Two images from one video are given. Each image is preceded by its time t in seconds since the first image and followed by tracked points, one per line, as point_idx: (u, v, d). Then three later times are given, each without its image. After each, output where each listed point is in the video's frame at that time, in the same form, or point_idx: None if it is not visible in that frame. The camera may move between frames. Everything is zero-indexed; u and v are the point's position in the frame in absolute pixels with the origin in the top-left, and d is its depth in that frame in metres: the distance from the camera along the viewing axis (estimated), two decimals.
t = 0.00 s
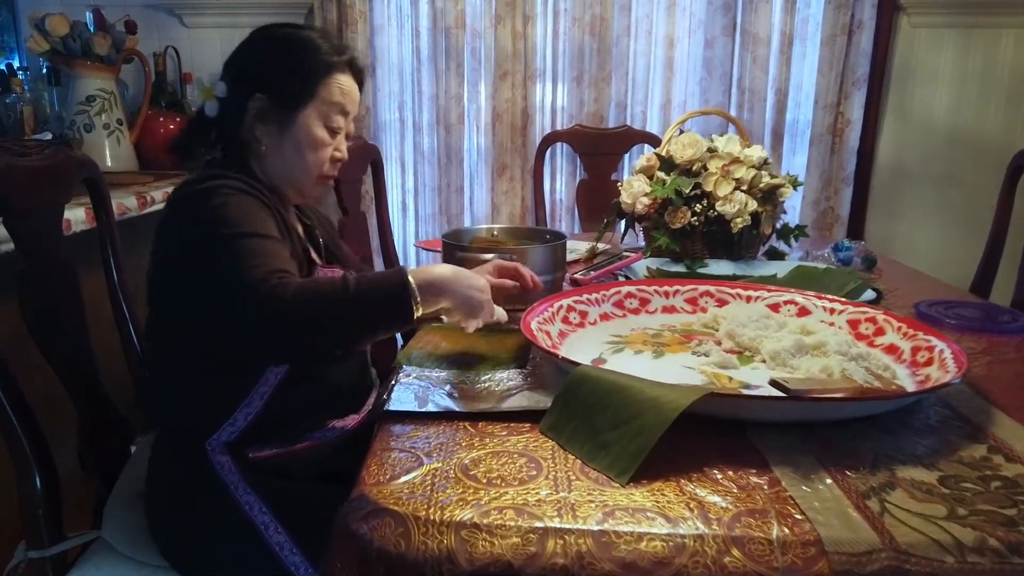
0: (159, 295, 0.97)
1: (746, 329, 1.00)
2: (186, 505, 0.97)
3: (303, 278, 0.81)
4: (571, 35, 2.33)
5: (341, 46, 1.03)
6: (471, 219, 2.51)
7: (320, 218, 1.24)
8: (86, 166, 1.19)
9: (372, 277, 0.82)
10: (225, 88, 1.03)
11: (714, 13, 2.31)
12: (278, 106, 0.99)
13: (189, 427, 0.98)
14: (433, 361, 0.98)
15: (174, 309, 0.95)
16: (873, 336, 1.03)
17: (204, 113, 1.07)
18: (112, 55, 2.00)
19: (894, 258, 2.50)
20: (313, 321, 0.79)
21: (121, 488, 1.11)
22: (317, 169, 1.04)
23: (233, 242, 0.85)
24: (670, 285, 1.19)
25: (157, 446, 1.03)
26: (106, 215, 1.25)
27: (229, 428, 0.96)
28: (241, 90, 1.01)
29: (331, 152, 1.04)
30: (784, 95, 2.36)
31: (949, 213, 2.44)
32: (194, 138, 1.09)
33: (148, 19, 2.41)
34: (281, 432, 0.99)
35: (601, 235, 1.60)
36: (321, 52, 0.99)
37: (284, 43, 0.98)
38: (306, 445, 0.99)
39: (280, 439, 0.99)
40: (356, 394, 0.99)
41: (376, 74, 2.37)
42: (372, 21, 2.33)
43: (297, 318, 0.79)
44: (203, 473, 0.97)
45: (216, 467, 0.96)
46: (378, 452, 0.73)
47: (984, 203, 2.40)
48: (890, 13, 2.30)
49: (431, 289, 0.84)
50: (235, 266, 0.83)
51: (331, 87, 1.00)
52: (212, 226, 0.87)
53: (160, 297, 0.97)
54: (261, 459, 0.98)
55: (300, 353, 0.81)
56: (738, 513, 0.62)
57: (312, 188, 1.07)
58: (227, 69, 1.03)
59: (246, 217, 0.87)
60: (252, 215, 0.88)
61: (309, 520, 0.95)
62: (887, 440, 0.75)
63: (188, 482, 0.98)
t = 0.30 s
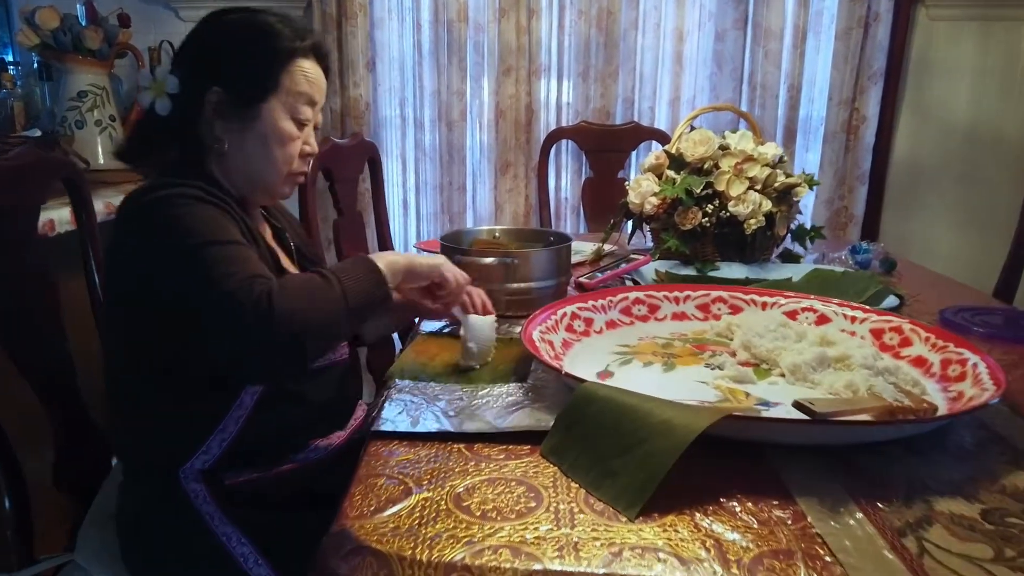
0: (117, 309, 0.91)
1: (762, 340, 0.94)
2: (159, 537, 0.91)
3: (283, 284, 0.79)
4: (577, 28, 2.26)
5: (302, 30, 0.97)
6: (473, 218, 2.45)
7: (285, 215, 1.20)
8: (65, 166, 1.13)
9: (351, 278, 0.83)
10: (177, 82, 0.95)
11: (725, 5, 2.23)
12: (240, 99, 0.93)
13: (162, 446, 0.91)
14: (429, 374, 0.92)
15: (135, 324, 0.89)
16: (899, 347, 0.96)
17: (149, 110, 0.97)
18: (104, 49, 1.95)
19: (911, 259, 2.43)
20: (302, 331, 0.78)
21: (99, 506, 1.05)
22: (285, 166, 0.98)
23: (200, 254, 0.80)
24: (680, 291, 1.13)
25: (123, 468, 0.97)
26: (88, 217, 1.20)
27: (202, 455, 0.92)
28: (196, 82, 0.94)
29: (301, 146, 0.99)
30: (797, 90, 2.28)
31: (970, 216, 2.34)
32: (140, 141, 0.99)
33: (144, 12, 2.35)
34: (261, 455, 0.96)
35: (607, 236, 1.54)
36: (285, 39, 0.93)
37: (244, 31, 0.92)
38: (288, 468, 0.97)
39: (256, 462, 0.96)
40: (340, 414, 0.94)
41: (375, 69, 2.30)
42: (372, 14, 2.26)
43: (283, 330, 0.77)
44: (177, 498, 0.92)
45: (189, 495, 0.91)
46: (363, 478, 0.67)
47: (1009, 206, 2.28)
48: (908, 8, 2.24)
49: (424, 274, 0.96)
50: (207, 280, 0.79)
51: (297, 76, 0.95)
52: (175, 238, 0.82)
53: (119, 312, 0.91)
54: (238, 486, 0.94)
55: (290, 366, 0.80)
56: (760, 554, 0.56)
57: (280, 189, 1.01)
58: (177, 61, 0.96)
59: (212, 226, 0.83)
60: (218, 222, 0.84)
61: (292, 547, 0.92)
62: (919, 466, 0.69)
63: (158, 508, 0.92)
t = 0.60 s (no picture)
0: (89, 320, 0.88)
1: (780, 350, 0.89)
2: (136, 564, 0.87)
3: (257, 307, 0.78)
4: (584, 22, 2.20)
5: (282, 21, 0.92)
6: (478, 216, 2.40)
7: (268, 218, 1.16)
8: (49, 169, 1.09)
9: (324, 302, 0.82)
10: (149, 79, 0.90)
11: None
12: (217, 97, 0.88)
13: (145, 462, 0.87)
14: (426, 387, 0.87)
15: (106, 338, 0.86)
16: (926, 358, 0.91)
17: (123, 109, 0.93)
18: (98, 44, 1.90)
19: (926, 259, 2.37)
20: (276, 357, 0.77)
21: (83, 522, 1.01)
22: (268, 166, 0.94)
23: (170, 274, 0.77)
24: (692, 296, 1.07)
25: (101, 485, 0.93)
26: (74, 218, 1.16)
27: (181, 476, 0.89)
28: (170, 79, 0.89)
29: (283, 144, 0.94)
30: (811, 85, 2.22)
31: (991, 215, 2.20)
32: (114, 141, 0.95)
33: (141, 7, 2.30)
34: (244, 472, 0.95)
35: (615, 237, 1.48)
36: (264, 32, 0.88)
37: (219, 23, 0.87)
38: (272, 485, 0.97)
39: (235, 480, 0.95)
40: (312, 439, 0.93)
41: (376, 64, 2.25)
42: (374, 8, 2.21)
43: (255, 358, 0.75)
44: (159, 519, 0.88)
45: (168, 518, 0.89)
46: (353, 505, 0.62)
47: None
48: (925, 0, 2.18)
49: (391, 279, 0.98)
50: (177, 301, 0.77)
51: (278, 71, 0.90)
52: (143, 253, 0.79)
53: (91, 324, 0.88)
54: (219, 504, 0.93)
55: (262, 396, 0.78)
56: None
57: (263, 190, 0.96)
58: (149, 56, 0.91)
59: (182, 243, 0.80)
60: (188, 239, 0.81)
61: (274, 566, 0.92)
62: (955, 492, 0.64)
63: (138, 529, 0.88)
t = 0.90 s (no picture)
0: (88, 319, 0.85)
1: (813, 358, 0.84)
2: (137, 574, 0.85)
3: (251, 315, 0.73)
4: (597, 16, 2.16)
5: (278, 7, 0.88)
6: (488, 215, 2.35)
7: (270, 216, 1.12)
8: (48, 165, 1.05)
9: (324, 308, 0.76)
10: (144, 72, 0.86)
11: None
12: (212, 86, 0.84)
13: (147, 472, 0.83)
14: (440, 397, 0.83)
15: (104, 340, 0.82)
16: (965, 366, 0.86)
17: (117, 105, 0.89)
18: (103, 39, 1.86)
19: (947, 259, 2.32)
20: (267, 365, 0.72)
21: (82, 533, 0.97)
22: (268, 158, 0.90)
23: (167, 276, 0.73)
24: (716, 300, 1.03)
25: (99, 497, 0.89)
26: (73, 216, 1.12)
27: (182, 486, 0.86)
28: (164, 69, 0.85)
29: (284, 135, 0.90)
30: (829, 81, 2.18)
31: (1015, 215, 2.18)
32: (108, 136, 0.91)
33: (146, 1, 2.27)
34: (246, 483, 0.91)
35: (631, 237, 1.44)
36: (259, 18, 0.84)
37: (212, 8, 0.83)
38: (276, 497, 0.92)
39: (240, 491, 0.91)
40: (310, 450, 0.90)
41: (385, 59, 2.21)
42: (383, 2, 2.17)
43: (244, 372, 0.71)
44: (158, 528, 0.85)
45: (170, 531, 0.86)
46: (366, 528, 0.58)
47: None
48: None
49: (405, 287, 0.88)
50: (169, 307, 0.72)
51: (275, 58, 0.86)
52: (139, 253, 0.75)
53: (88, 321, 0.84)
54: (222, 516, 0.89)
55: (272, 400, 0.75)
56: None
57: (263, 184, 0.92)
58: (143, 47, 0.87)
59: (183, 243, 0.76)
60: (191, 239, 0.77)
61: None
62: (1011, 514, 0.59)
63: (139, 542, 0.86)
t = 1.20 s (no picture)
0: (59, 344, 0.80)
1: (858, 373, 0.79)
2: None
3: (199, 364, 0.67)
4: (613, 10, 2.11)
5: None
6: (499, 214, 2.30)
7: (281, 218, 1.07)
8: (45, 161, 1.00)
9: (263, 358, 0.69)
10: (146, 69, 0.81)
11: None
12: (218, 80, 0.79)
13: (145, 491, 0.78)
14: (460, 414, 0.78)
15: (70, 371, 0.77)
16: (1018, 381, 0.80)
17: (120, 104, 0.84)
18: (104, 32, 1.80)
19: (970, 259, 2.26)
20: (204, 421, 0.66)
21: (79, 553, 0.92)
22: (278, 156, 0.84)
23: (121, 312, 0.68)
24: (747, 307, 0.98)
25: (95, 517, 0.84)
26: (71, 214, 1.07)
27: (183, 500, 0.80)
28: (167, 64, 0.80)
29: (294, 132, 0.85)
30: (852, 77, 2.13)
31: None
32: (111, 138, 0.86)
33: None
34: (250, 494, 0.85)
35: (651, 238, 1.38)
36: (266, 7, 0.79)
37: None
38: (283, 510, 0.86)
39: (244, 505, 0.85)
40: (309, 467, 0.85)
41: (395, 54, 2.16)
42: None
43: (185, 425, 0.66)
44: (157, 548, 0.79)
45: (170, 549, 0.80)
46: (387, 566, 0.53)
47: None
48: None
49: (359, 334, 0.77)
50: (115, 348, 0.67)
51: (284, 50, 0.81)
52: (104, 280, 0.70)
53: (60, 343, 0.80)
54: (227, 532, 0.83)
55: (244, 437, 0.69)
56: None
57: (272, 184, 0.87)
58: (147, 42, 0.82)
59: (149, 272, 0.70)
60: (160, 267, 0.71)
61: None
62: None
63: (138, 546, 0.81)
